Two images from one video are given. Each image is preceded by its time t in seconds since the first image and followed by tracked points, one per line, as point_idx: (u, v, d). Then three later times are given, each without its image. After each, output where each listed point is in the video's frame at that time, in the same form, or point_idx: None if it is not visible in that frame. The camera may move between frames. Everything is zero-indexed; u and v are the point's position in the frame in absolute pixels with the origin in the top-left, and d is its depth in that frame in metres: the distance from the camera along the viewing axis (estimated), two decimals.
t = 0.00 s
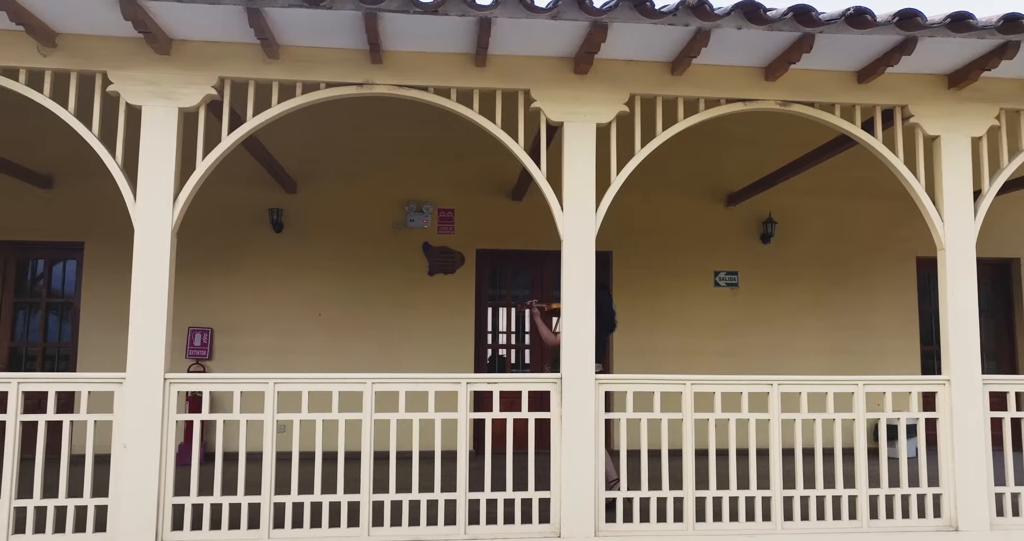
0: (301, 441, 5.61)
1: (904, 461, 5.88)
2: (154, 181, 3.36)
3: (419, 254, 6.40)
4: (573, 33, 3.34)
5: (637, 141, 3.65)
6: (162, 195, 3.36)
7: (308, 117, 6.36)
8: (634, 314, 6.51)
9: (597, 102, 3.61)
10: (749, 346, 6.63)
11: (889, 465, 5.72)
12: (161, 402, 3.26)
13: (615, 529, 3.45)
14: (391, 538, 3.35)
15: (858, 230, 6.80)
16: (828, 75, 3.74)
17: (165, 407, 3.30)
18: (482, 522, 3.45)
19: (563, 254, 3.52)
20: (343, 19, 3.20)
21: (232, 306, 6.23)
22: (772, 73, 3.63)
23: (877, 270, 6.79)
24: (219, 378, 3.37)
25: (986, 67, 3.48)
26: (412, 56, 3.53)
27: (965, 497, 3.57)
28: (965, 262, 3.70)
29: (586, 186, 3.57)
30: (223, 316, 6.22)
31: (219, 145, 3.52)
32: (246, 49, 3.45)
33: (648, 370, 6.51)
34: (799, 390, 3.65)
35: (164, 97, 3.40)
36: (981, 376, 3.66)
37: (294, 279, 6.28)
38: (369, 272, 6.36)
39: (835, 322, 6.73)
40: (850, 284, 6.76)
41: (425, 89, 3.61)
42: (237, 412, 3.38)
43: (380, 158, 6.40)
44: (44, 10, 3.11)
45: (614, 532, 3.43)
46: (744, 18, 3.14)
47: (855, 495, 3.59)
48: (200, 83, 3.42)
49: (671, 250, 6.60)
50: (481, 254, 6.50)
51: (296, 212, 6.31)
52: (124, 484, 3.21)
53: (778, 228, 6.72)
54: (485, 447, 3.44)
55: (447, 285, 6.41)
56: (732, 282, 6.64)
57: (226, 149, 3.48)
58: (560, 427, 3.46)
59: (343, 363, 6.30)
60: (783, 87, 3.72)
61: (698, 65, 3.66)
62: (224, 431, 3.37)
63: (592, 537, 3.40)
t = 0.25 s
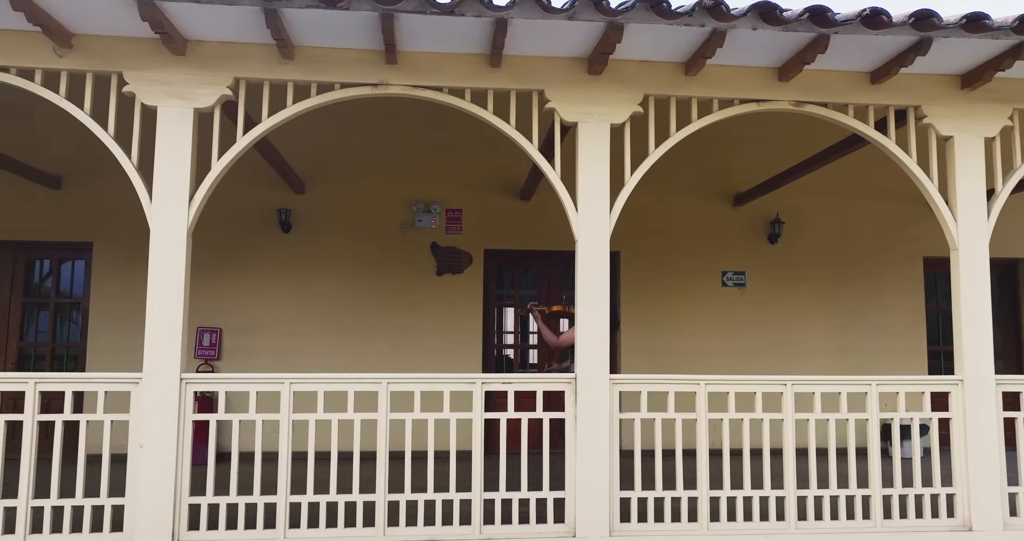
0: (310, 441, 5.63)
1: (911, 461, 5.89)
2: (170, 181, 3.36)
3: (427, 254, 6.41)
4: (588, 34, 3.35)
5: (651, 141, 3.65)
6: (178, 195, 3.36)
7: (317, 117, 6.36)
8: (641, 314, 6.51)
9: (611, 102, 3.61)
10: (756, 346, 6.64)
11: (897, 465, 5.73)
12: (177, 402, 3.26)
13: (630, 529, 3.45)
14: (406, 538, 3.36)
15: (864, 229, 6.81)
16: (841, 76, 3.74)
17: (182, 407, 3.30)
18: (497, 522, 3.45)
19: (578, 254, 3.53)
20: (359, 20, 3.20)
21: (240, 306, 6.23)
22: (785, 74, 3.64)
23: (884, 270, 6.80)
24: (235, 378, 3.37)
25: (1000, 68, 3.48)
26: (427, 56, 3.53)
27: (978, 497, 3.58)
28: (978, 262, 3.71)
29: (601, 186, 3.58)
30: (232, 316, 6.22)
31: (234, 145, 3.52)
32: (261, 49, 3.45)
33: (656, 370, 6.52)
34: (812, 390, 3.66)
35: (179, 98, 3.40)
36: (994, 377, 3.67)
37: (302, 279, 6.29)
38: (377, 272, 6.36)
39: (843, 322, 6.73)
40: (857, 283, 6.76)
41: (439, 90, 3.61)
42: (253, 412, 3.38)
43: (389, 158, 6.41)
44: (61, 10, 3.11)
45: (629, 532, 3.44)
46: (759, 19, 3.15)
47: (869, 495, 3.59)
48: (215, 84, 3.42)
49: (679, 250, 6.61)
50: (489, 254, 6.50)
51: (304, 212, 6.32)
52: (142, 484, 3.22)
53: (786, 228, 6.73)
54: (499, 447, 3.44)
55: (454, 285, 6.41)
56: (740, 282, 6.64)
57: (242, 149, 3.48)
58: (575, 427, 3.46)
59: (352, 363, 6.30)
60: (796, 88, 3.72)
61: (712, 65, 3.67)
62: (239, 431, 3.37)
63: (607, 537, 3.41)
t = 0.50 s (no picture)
0: (319, 441, 5.64)
1: (918, 461, 5.91)
2: (185, 181, 3.37)
3: (435, 254, 6.41)
4: (603, 35, 3.35)
5: (664, 142, 3.66)
6: (193, 195, 3.37)
7: (325, 117, 6.36)
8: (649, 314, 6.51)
9: (625, 103, 3.62)
10: (763, 346, 6.64)
11: (905, 465, 5.74)
12: (193, 402, 3.27)
13: (644, 529, 3.45)
14: (421, 538, 3.36)
15: (871, 230, 6.81)
16: (854, 76, 3.75)
17: (197, 407, 3.31)
18: (512, 522, 3.46)
19: (591, 254, 3.54)
20: (375, 21, 3.21)
21: (249, 306, 6.23)
22: (798, 75, 3.64)
23: (890, 270, 6.81)
24: (250, 378, 3.38)
25: (1012, 69, 3.49)
26: (441, 57, 3.54)
27: (992, 497, 3.58)
28: (991, 262, 3.72)
29: (614, 187, 3.58)
30: (240, 316, 6.22)
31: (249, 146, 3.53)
32: (276, 50, 3.46)
33: (663, 370, 6.52)
34: (825, 390, 3.66)
35: (194, 99, 3.41)
36: (1007, 377, 3.67)
37: (310, 279, 6.30)
38: (385, 272, 6.37)
39: (850, 322, 6.74)
40: (863, 283, 6.77)
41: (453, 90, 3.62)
42: (268, 412, 3.38)
43: (397, 159, 6.41)
44: (77, 11, 3.12)
45: (643, 532, 3.45)
46: (774, 20, 3.16)
47: (882, 495, 3.60)
48: (231, 85, 3.43)
49: (686, 251, 6.61)
50: (497, 254, 6.51)
51: (312, 213, 6.33)
52: (158, 484, 3.23)
53: (793, 228, 6.74)
54: (514, 446, 3.45)
55: (462, 285, 6.42)
56: (747, 282, 6.65)
57: (257, 149, 3.49)
58: (589, 427, 3.47)
59: (360, 364, 6.31)
60: (809, 88, 3.73)
61: (725, 66, 3.68)
62: (254, 431, 3.37)
63: (622, 536, 3.41)
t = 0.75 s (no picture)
0: (329, 441, 5.65)
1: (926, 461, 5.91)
2: (201, 182, 3.38)
3: (443, 255, 6.42)
4: (618, 35, 3.36)
5: (678, 142, 3.66)
6: (209, 196, 3.38)
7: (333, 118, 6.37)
8: (657, 314, 6.52)
9: (639, 104, 3.63)
10: (771, 346, 6.65)
11: (913, 465, 5.75)
12: (209, 403, 3.27)
13: (659, 529, 3.46)
14: (436, 538, 3.37)
15: (877, 230, 6.82)
16: (867, 77, 3.76)
17: (213, 407, 3.31)
18: (527, 522, 3.46)
19: (606, 254, 3.54)
20: (390, 22, 3.22)
21: (257, 306, 6.24)
22: (811, 75, 3.65)
23: (897, 270, 6.81)
24: (265, 378, 3.39)
25: None
26: (455, 57, 3.55)
27: (1006, 497, 3.59)
28: (1004, 263, 3.72)
29: (628, 187, 3.59)
30: (249, 316, 6.23)
31: (264, 146, 3.54)
32: (291, 51, 3.47)
33: (671, 370, 6.52)
34: (839, 390, 3.66)
35: (210, 99, 3.42)
36: (1020, 378, 3.68)
37: (319, 279, 6.31)
38: (393, 272, 6.37)
39: (857, 322, 6.74)
40: (871, 283, 6.78)
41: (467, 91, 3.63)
42: (283, 412, 3.38)
43: (405, 159, 6.42)
44: (95, 13, 3.13)
45: (658, 532, 3.45)
46: (789, 21, 3.16)
47: (896, 495, 3.60)
48: (246, 85, 3.44)
49: (694, 251, 6.62)
50: (505, 255, 6.51)
51: (321, 213, 6.33)
52: (174, 484, 3.23)
53: (800, 229, 6.74)
54: (529, 446, 3.46)
55: (470, 286, 6.43)
56: (754, 282, 6.65)
57: (272, 150, 3.49)
58: (604, 428, 3.47)
59: (368, 364, 6.31)
60: (822, 89, 3.73)
61: (738, 66, 3.68)
62: (270, 431, 3.37)
63: (636, 536, 3.41)
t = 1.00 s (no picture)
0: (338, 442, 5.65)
1: (934, 461, 5.92)
2: (217, 182, 3.39)
3: (451, 255, 6.43)
4: (633, 37, 3.37)
5: (692, 143, 3.67)
6: (225, 196, 3.39)
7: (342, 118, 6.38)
8: (665, 315, 6.52)
9: (653, 105, 3.64)
10: (778, 346, 6.66)
11: (921, 465, 5.76)
12: (226, 403, 3.28)
13: (673, 529, 3.47)
14: (452, 538, 3.37)
15: (884, 230, 6.82)
16: (880, 78, 3.77)
17: (229, 407, 3.32)
18: (542, 522, 3.47)
19: (620, 255, 3.55)
20: (406, 23, 3.22)
21: (266, 307, 6.25)
22: (825, 76, 3.66)
23: (904, 270, 6.82)
24: (281, 378, 3.39)
25: None
26: (470, 59, 3.56)
27: (1020, 497, 3.59)
28: (1016, 263, 3.73)
29: (642, 188, 3.60)
30: (257, 316, 6.24)
31: (279, 147, 3.54)
32: (307, 52, 3.47)
33: (678, 370, 6.53)
34: (853, 391, 3.67)
35: (226, 100, 3.43)
36: None
37: (327, 279, 6.31)
38: (402, 273, 6.38)
39: (864, 322, 6.75)
40: (878, 283, 6.79)
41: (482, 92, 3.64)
42: (299, 412, 3.38)
43: (413, 160, 6.43)
44: (113, 14, 3.13)
45: (672, 532, 3.46)
46: (805, 22, 3.17)
47: (909, 495, 3.61)
48: (262, 86, 3.45)
49: (702, 251, 6.63)
50: (513, 255, 6.52)
51: (329, 214, 6.34)
52: (191, 484, 3.24)
53: (808, 229, 6.75)
54: (544, 446, 3.47)
55: (479, 286, 6.44)
56: (762, 282, 6.66)
57: (288, 150, 3.50)
58: (618, 428, 3.48)
59: (376, 364, 6.32)
60: (835, 90, 3.74)
61: (751, 67, 3.69)
62: (286, 432, 3.37)
63: (651, 536, 3.43)
